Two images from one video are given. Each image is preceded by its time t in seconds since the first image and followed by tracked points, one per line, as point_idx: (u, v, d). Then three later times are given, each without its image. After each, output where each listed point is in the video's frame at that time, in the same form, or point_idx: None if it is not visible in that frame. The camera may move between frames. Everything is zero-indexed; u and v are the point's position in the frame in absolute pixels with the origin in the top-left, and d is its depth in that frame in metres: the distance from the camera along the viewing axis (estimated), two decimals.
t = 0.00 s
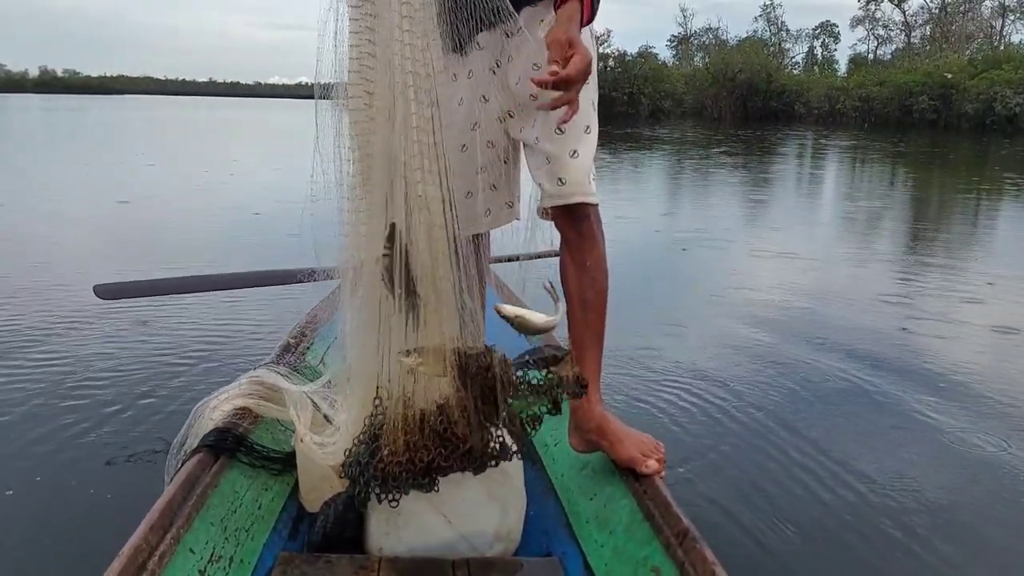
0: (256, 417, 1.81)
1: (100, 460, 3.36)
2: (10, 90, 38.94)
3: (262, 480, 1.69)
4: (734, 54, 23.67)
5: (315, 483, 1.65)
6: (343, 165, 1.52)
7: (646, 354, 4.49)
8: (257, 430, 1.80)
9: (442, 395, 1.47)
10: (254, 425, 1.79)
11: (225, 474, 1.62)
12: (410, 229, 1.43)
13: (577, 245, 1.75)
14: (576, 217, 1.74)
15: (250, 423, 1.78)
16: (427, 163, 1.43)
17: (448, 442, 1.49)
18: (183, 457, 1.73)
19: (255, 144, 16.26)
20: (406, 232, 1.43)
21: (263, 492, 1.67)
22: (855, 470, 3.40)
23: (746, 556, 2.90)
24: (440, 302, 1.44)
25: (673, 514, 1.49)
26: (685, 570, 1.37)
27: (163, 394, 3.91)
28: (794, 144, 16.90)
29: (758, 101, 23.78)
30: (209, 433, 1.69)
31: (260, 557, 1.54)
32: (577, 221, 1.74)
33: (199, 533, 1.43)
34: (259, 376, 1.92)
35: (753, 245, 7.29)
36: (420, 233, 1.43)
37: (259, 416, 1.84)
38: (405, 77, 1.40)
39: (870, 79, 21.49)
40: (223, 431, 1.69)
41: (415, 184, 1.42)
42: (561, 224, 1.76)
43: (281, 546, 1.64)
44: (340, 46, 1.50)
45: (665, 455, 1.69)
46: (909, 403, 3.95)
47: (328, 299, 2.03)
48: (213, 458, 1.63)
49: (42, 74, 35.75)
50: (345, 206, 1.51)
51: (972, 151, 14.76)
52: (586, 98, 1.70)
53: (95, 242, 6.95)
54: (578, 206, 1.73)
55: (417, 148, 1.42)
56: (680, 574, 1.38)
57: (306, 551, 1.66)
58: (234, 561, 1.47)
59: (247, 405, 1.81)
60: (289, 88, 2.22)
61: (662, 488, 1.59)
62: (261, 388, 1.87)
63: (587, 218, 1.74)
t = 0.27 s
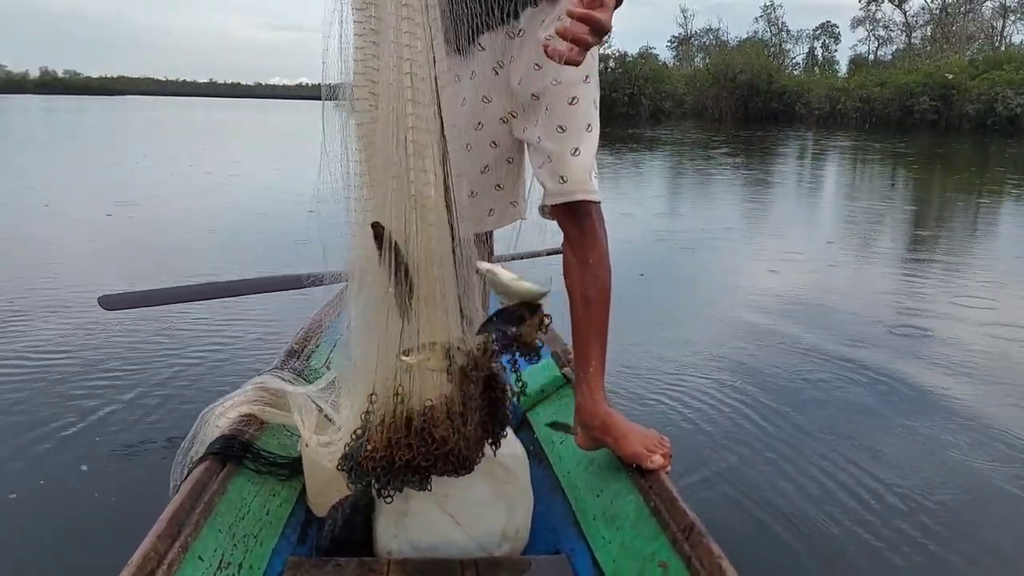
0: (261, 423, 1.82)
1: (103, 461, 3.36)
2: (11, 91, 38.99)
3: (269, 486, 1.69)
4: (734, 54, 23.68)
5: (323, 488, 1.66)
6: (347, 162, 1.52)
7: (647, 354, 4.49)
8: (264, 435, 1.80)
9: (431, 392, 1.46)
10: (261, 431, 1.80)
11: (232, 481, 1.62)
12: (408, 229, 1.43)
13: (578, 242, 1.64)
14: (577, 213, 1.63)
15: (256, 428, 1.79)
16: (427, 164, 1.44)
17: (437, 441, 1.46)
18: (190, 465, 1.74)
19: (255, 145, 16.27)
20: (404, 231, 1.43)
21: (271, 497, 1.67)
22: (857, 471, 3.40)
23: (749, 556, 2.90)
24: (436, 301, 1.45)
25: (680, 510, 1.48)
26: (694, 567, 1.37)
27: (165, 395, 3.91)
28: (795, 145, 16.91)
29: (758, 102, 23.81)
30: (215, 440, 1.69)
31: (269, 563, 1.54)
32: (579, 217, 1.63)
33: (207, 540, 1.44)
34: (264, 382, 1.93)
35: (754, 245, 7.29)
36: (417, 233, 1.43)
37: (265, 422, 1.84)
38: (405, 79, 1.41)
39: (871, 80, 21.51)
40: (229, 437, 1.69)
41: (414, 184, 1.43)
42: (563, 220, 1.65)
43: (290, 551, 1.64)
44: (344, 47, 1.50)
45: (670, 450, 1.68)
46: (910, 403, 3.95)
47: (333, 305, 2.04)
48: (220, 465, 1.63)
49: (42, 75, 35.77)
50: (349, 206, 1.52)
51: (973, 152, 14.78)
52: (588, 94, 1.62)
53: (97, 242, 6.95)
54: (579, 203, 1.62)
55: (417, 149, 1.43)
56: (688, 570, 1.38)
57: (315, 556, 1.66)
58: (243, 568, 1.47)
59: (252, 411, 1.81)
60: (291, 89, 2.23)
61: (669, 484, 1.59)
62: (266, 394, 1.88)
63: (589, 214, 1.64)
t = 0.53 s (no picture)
0: (267, 425, 1.83)
1: (105, 461, 3.36)
2: (13, 90, 39.08)
3: (275, 487, 1.69)
4: (735, 56, 23.69)
5: (328, 488, 1.67)
6: (350, 162, 1.54)
7: (648, 355, 4.50)
8: (269, 437, 1.81)
9: (419, 393, 1.51)
10: (266, 433, 1.80)
11: (238, 482, 1.63)
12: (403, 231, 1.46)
13: (580, 242, 1.64)
14: (579, 213, 1.63)
15: (261, 431, 1.80)
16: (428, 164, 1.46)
17: (417, 443, 1.49)
18: (197, 467, 1.74)
19: (257, 145, 16.29)
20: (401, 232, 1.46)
21: (277, 498, 1.67)
22: (857, 473, 3.41)
23: (749, 557, 2.90)
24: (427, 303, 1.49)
25: (686, 510, 1.49)
26: (699, 566, 1.38)
27: (167, 394, 3.92)
28: (795, 147, 16.91)
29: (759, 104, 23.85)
30: (221, 442, 1.70)
31: (276, 564, 1.55)
32: (580, 218, 1.63)
33: (214, 541, 1.44)
34: (270, 384, 1.94)
35: (755, 247, 7.31)
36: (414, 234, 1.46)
37: (270, 424, 1.85)
38: (402, 81, 1.42)
39: (872, 82, 21.52)
40: (234, 440, 1.70)
41: (413, 185, 1.45)
42: (564, 220, 1.65)
43: (296, 552, 1.64)
44: (348, 47, 1.52)
45: (674, 449, 1.68)
46: (910, 405, 3.96)
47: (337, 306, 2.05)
48: (226, 467, 1.64)
49: (43, 74, 35.79)
50: (353, 205, 1.54)
51: (974, 155, 14.78)
52: (589, 96, 1.61)
53: (98, 242, 6.97)
54: (581, 203, 1.62)
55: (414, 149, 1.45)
56: (693, 570, 1.39)
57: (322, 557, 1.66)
58: (250, 570, 1.47)
59: (258, 412, 1.83)
60: (292, 89, 2.24)
61: (674, 484, 1.59)
62: (271, 396, 1.89)
63: (590, 215, 1.63)
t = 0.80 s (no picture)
0: (272, 422, 1.83)
1: (106, 461, 3.37)
2: (15, 88, 39.10)
3: (279, 487, 1.70)
4: (736, 57, 23.69)
5: (332, 487, 1.66)
6: (357, 161, 1.54)
7: (648, 356, 4.51)
8: (275, 435, 1.81)
9: (408, 394, 1.51)
10: (272, 431, 1.81)
11: (242, 482, 1.63)
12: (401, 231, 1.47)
13: (583, 242, 1.65)
14: (582, 213, 1.63)
15: (266, 429, 1.80)
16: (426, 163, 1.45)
17: (392, 439, 1.49)
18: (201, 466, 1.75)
19: (258, 144, 16.29)
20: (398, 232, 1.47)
21: (281, 498, 1.68)
22: (857, 475, 3.41)
23: (749, 558, 2.91)
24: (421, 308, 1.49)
25: (690, 510, 1.49)
26: (704, 566, 1.38)
27: (169, 394, 3.93)
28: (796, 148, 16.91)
29: (760, 105, 23.85)
30: (225, 442, 1.70)
31: (279, 564, 1.55)
32: (583, 217, 1.63)
33: (219, 541, 1.45)
34: (274, 385, 1.94)
35: (756, 248, 7.31)
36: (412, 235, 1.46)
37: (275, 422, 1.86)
38: (399, 82, 1.43)
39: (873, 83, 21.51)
40: (238, 439, 1.70)
41: (409, 185, 1.46)
42: (566, 220, 1.65)
43: (300, 552, 1.65)
44: (354, 47, 1.53)
45: (677, 449, 1.69)
46: (910, 407, 3.96)
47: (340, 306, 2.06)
48: (230, 467, 1.64)
49: (43, 72, 35.79)
50: (356, 204, 1.55)
51: (975, 157, 14.78)
52: (592, 97, 1.61)
53: (100, 241, 6.97)
54: (584, 204, 1.62)
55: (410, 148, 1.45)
56: (698, 569, 1.39)
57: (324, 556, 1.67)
58: (254, 569, 1.47)
59: (263, 411, 1.84)
60: (296, 89, 2.24)
61: (677, 484, 1.60)
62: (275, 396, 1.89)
63: (592, 216, 1.63)
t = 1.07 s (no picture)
0: (269, 422, 1.83)
1: (106, 460, 3.37)
2: (14, 88, 39.10)
3: (277, 487, 1.69)
4: (736, 58, 23.73)
5: (330, 486, 1.65)
6: (346, 162, 1.55)
7: (647, 357, 4.50)
8: (273, 436, 1.80)
9: (392, 393, 1.53)
10: (269, 431, 1.80)
11: (240, 483, 1.63)
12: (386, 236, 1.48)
13: (582, 243, 1.64)
14: (581, 214, 1.63)
15: (264, 429, 1.79)
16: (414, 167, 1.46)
17: (362, 440, 1.52)
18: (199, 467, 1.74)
19: (258, 145, 16.31)
20: (383, 236, 1.48)
21: (279, 499, 1.67)
22: (857, 475, 3.41)
23: (748, 558, 2.91)
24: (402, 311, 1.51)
25: (689, 511, 1.49)
26: (702, 567, 1.38)
27: (167, 393, 3.92)
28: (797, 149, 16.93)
29: (760, 106, 23.86)
30: (223, 442, 1.69)
31: (278, 564, 1.55)
32: (582, 218, 1.63)
33: (216, 542, 1.44)
34: (272, 385, 1.94)
35: (755, 249, 7.32)
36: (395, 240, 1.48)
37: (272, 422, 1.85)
38: (384, 85, 1.44)
39: (873, 85, 21.54)
40: (237, 440, 1.70)
41: (393, 188, 1.46)
42: (566, 219, 1.65)
43: (298, 552, 1.64)
44: (346, 47, 1.52)
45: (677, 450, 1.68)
46: (910, 408, 3.96)
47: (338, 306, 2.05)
48: (229, 467, 1.64)
49: (42, 73, 35.80)
50: (348, 205, 1.56)
51: (975, 158, 14.80)
52: (590, 97, 1.60)
53: (100, 241, 6.98)
54: (583, 205, 1.61)
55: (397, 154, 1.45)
56: (697, 571, 1.39)
57: (323, 556, 1.66)
58: (252, 569, 1.47)
59: (260, 411, 1.83)
60: (294, 89, 2.24)
61: (676, 486, 1.59)
62: (273, 396, 1.89)
63: (590, 216, 1.63)
